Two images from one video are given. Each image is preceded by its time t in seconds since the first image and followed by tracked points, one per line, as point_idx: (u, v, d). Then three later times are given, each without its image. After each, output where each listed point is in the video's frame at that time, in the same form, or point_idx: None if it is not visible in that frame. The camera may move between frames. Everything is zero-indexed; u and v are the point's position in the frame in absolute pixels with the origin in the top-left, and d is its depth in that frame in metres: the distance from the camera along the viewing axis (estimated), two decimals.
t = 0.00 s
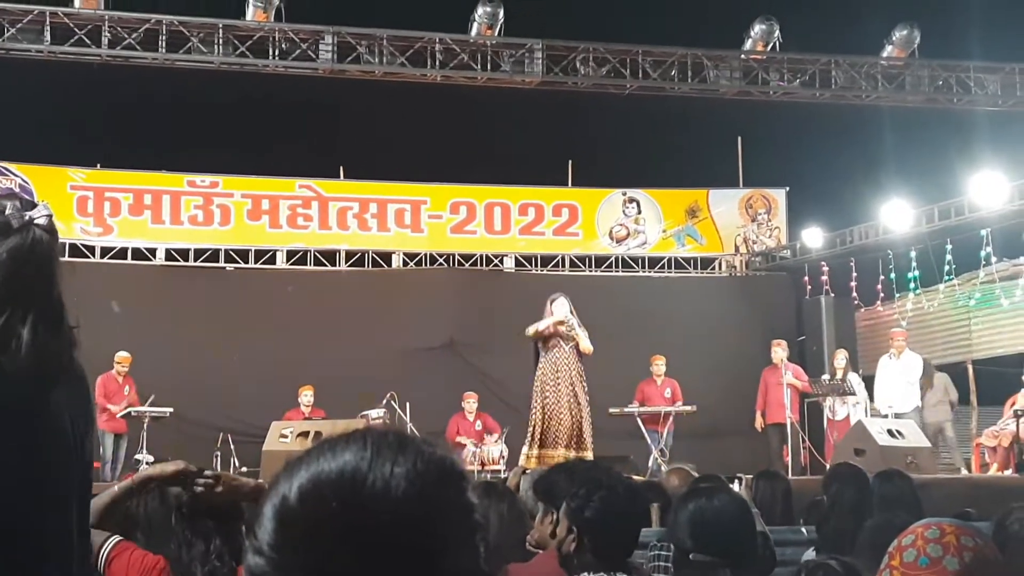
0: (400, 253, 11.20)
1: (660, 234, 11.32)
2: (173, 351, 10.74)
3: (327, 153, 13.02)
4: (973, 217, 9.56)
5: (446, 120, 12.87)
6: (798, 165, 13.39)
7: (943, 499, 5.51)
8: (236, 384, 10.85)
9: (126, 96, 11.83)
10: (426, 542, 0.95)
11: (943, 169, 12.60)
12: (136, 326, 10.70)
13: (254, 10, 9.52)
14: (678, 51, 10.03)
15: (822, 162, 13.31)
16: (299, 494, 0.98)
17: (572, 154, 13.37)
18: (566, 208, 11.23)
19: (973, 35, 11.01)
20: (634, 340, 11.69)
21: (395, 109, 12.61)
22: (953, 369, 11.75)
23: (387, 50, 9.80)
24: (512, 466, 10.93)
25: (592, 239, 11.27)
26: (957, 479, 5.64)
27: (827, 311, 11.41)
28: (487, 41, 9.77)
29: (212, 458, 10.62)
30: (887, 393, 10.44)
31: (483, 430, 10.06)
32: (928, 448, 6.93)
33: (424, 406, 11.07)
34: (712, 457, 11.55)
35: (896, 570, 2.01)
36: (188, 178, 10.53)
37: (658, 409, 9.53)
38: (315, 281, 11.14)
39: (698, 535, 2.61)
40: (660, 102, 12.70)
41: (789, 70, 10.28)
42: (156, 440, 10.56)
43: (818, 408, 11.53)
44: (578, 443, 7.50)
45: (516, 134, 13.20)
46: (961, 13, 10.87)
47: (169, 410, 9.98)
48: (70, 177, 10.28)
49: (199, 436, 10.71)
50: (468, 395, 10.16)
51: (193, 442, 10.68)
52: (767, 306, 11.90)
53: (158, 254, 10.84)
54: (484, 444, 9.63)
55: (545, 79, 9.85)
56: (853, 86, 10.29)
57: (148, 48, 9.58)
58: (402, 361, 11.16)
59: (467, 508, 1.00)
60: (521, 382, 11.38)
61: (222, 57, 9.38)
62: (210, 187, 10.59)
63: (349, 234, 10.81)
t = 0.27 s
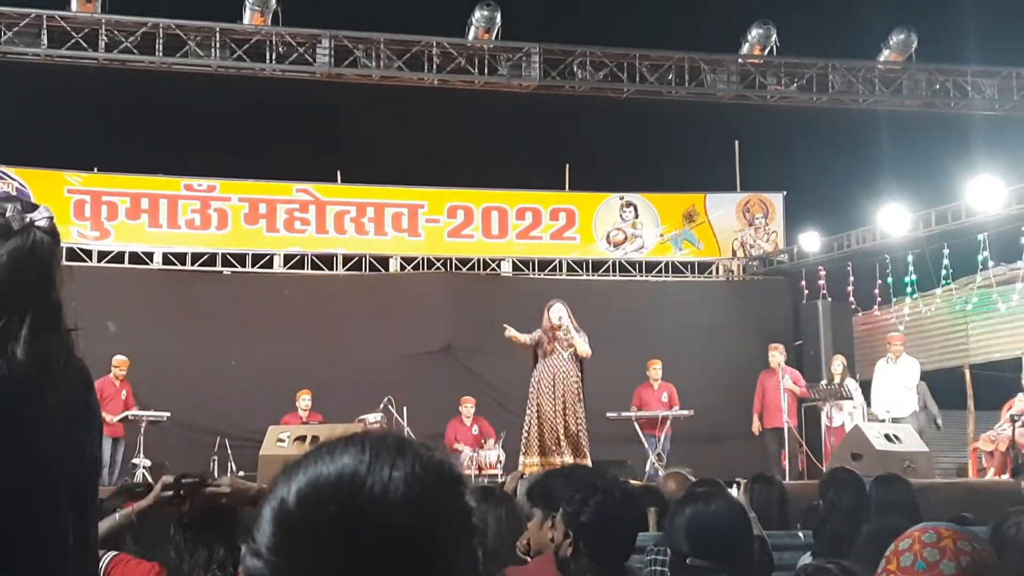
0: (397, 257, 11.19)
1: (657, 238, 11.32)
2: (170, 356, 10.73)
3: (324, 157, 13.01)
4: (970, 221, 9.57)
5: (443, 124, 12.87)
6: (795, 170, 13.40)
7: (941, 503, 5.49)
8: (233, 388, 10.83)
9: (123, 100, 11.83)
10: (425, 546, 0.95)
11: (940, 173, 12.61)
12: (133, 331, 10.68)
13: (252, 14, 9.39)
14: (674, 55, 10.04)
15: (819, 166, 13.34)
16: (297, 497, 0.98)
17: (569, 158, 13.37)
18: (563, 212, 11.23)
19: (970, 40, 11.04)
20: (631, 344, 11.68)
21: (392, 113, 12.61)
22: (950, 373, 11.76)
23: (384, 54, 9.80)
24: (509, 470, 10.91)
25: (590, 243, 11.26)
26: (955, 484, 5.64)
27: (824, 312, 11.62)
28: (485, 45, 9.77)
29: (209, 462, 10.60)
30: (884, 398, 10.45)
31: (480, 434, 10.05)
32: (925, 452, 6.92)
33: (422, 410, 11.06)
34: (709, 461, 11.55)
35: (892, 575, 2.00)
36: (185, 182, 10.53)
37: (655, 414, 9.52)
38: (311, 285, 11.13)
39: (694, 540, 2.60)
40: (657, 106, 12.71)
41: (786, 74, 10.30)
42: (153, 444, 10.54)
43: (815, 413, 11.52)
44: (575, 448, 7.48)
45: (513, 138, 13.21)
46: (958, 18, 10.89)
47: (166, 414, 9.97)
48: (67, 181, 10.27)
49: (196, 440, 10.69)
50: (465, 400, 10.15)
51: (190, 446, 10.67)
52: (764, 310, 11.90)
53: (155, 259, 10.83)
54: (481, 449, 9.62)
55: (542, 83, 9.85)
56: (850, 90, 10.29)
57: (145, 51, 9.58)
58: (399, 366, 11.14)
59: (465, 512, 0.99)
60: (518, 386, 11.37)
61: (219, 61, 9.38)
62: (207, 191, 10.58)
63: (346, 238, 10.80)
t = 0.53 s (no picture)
0: (395, 258, 11.19)
1: (655, 239, 11.31)
2: (168, 357, 10.72)
3: (323, 158, 13.00)
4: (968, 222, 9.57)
5: (442, 125, 12.87)
6: (794, 172, 13.40)
7: (939, 504, 5.50)
8: (230, 389, 10.82)
9: (121, 101, 11.81)
10: (427, 546, 0.95)
11: (939, 175, 12.61)
12: (131, 332, 10.67)
13: (251, 15, 9.35)
14: (673, 56, 10.02)
15: (817, 168, 13.34)
16: (297, 496, 0.97)
17: (567, 159, 13.37)
18: (561, 213, 11.23)
19: (969, 42, 11.07)
20: (630, 345, 11.67)
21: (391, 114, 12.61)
22: (948, 375, 11.76)
23: (382, 55, 9.79)
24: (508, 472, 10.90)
25: (588, 244, 11.26)
26: (953, 485, 5.63)
27: (822, 315, 11.50)
28: (483, 46, 9.76)
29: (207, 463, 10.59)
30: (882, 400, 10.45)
31: (478, 436, 10.04)
32: (923, 454, 6.91)
33: (420, 412, 11.05)
34: (708, 462, 11.55)
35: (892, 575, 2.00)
36: (184, 183, 10.52)
37: (654, 415, 9.52)
38: (309, 286, 11.12)
39: (693, 541, 2.60)
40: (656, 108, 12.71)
41: (785, 75, 10.30)
42: (151, 445, 10.53)
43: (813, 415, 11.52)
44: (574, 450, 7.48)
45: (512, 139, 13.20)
46: (957, 21, 10.92)
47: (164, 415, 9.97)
48: (65, 182, 10.26)
49: (194, 441, 10.68)
50: (463, 401, 10.14)
51: (188, 447, 10.66)
52: (763, 311, 11.91)
53: (153, 260, 10.82)
54: (479, 450, 9.61)
55: (540, 84, 9.84)
56: (848, 91, 10.28)
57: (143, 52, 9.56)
58: (397, 367, 11.13)
59: (466, 512, 0.99)
60: (516, 387, 11.36)
61: (218, 62, 9.37)
62: (205, 192, 10.57)
63: (344, 239, 10.80)
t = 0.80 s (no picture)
0: (393, 258, 11.18)
1: (654, 239, 11.32)
2: (167, 357, 10.71)
3: (321, 157, 12.99)
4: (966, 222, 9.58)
5: (441, 125, 12.87)
6: (792, 172, 13.41)
7: (937, 504, 5.50)
8: (229, 389, 10.81)
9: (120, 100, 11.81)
10: (425, 545, 0.95)
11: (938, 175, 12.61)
12: (129, 332, 10.67)
13: (249, 14, 9.35)
14: (672, 56, 10.02)
15: (816, 167, 13.35)
16: (294, 496, 0.97)
17: (566, 159, 13.37)
18: (560, 213, 11.22)
19: (968, 42, 11.08)
20: (628, 345, 11.67)
21: (390, 113, 12.60)
22: (947, 374, 11.77)
23: (381, 55, 9.79)
24: (507, 471, 10.91)
25: (587, 244, 11.26)
26: (951, 484, 5.64)
27: (820, 315, 11.63)
28: (482, 46, 9.76)
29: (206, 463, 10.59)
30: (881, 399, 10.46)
31: (477, 435, 10.04)
32: (922, 453, 6.91)
33: (419, 411, 11.04)
34: (706, 461, 11.56)
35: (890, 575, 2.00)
36: (182, 183, 10.51)
37: (652, 415, 9.52)
38: (307, 285, 11.11)
39: (691, 540, 2.60)
40: (654, 107, 12.71)
41: (783, 75, 10.30)
42: (149, 445, 10.53)
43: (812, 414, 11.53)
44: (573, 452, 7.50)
45: (510, 138, 13.20)
46: (956, 21, 10.93)
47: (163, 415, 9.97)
48: (64, 182, 10.26)
49: (192, 441, 10.68)
50: (462, 400, 10.14)
51: (187, 447, 10.65)
52: (761, 311, 11.91)
53: (152, 259, 10.81)
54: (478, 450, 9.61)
55: (539, 84, 9.84)
56: (847, 91, 10.29)
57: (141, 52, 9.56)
58: (395, 366, 11.12)
59: (463, 512, 0.99)
60: (515, 387, 11.36)
61: (216, 62, 9.36)
62: (204, 192, 10.57)
63: (343, 238, 10.79)
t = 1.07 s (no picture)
0: (393, 257, 11.18)
1: (653, 238, 11.32)
2: (165, 356, 10.71)
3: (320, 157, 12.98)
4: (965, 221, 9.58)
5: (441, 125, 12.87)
6: (792, 171, 13.40)
7: (937, 502, 5.50)
8: (228, 389, 10.81)
9: (118, 100, 11.79)
10: (426, 543, 0.95)
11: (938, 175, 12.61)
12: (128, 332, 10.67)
13: (248, 14, 9.35)
14: (671, 56, 10.02)
15: (815, 167, 13.35)
16: (295, 495, 0.97)
17: (565, 158, 13.36)
18: (559, 213, 11.22)
19: (967, 41, 11.09)
20: (628, 344, 11.67)
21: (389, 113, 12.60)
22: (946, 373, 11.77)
23: (380, 55, 9.78)
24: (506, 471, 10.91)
25: (586, 244, 11.27)
26: (951, 484, 5.64)
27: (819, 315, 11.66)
28: (481, 45, 9.75)
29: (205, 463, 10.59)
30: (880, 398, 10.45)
31: (476, 435, 10.04)
32: (921, 453, 6.92)
33: (418, 411, 11.04)
34: (706, 461, 11.56)
35: (890, 574, 2.00)
36: (181, 183, 10.51)
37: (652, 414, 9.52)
38: (306, 285, 11.10)
39: (692, 539, 2.60)
40: (654, 106, 12.71)
41: (783, 74, 10.29)
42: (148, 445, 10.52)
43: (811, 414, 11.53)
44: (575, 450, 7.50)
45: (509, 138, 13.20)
46: (955, 20, 10.94)
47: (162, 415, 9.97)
48: (63, 182, 10.25)
49: (192, 441, 10.68)
50: (461, 400, 10.13)
51: (186, 447, 10.65)
52: (761, 311, 11.91)
53: (151, 259, 10.81)
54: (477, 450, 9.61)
55: (538, 84, 9.84)
56: (846, 90, 10.29)
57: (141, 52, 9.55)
58: (394, 366, 11.12)
59: (463, 509, 0.99)
60: (514, 386, 11.36)
61: (215, 61, 9.35)
62: (203, 192, 10.56)
63: (342, 238, 10.79)
